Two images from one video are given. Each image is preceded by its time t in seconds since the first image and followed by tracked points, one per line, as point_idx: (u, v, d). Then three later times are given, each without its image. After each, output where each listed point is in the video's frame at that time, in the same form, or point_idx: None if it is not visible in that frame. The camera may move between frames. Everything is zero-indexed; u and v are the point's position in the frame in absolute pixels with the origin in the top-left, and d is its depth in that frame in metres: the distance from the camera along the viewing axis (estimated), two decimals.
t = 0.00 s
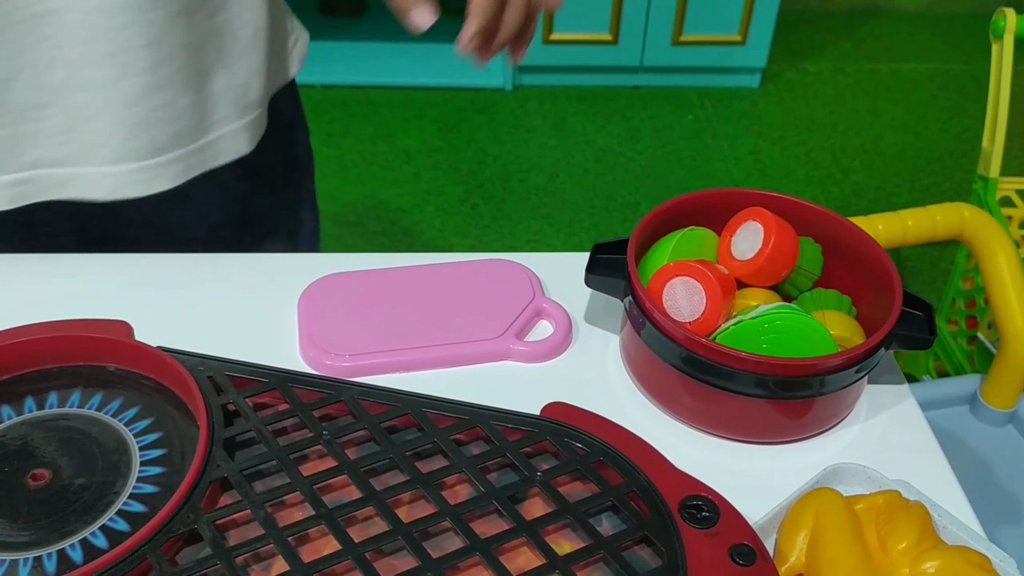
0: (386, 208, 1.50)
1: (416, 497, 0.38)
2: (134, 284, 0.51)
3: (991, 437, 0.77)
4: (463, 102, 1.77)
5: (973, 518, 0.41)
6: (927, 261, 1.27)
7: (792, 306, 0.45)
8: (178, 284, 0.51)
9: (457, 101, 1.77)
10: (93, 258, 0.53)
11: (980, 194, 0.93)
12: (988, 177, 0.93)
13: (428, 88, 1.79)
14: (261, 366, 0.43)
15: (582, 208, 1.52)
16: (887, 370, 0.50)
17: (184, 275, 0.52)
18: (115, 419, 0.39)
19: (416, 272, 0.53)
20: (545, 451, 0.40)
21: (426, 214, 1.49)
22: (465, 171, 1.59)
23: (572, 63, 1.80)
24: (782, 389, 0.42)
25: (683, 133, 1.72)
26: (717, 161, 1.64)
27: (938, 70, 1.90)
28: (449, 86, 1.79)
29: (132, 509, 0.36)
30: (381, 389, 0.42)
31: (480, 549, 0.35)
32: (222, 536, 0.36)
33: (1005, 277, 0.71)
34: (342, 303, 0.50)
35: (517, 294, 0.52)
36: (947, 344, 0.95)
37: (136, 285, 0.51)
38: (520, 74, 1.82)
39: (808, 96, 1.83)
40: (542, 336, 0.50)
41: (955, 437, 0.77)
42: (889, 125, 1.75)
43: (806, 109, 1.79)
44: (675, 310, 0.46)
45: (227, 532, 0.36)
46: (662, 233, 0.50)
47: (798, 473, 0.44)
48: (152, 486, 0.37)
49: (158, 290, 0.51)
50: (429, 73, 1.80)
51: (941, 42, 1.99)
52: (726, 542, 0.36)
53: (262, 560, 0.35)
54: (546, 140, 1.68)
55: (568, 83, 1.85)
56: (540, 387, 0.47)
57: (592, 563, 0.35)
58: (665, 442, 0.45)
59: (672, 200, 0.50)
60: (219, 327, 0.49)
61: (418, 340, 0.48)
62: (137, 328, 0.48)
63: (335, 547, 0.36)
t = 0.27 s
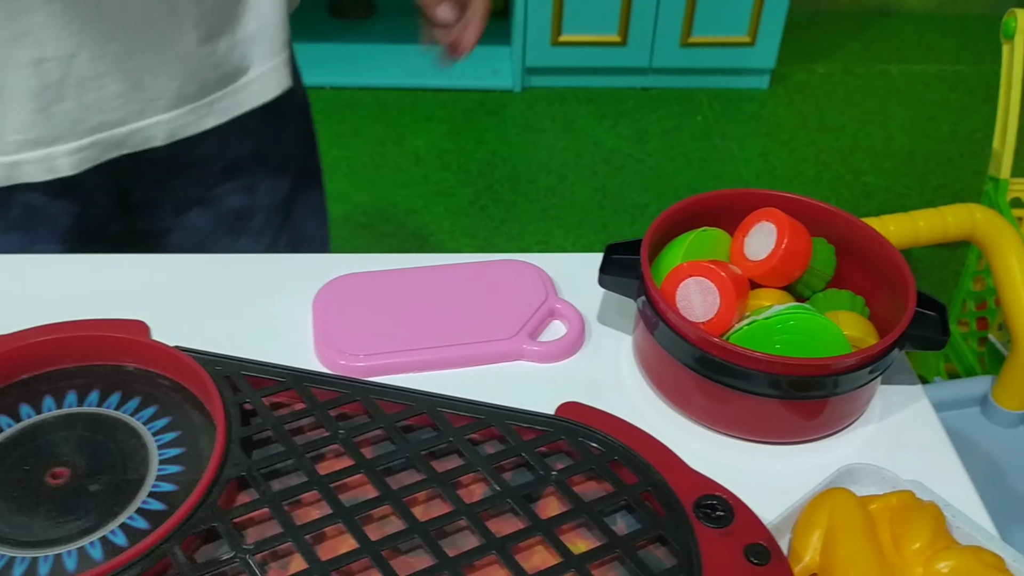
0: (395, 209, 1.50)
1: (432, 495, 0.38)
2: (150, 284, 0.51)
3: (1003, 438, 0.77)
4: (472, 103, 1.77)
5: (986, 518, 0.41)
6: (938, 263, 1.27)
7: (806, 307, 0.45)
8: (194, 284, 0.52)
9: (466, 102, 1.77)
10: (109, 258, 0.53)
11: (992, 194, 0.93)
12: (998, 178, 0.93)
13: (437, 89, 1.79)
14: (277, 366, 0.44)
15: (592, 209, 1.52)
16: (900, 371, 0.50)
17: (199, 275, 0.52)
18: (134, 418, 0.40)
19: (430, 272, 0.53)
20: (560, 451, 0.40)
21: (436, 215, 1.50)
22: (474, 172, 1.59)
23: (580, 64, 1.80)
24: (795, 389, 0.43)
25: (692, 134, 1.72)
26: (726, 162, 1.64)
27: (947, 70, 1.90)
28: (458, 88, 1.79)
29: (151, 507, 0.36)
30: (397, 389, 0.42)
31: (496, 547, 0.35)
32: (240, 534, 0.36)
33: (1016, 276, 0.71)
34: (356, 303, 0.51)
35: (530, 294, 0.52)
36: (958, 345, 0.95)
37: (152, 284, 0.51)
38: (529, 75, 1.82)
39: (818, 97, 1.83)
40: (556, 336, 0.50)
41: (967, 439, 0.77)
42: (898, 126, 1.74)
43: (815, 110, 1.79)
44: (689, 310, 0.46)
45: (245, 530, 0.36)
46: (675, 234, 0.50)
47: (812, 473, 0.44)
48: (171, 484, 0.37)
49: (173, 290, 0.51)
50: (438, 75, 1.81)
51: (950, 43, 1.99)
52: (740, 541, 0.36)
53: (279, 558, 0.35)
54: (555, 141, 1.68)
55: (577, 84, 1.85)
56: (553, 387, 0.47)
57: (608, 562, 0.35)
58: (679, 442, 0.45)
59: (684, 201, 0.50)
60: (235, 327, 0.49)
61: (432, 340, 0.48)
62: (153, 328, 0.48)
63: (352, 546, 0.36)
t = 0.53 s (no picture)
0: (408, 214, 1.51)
1: (449, 504, 0.38)
2: (168, 292, 0.52)
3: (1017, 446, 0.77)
4: (484, 109, 1.78)
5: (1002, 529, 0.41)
6: (951, 269, 1.27)
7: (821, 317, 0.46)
8: (212, 292, 0.52)
9: (478, 107, 1.78)
10: (128, 267, 0.54)
11: (1005, 201, 0.93)
12: (1012, 185, 0.93)
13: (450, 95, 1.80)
14: (295, 375, 0.44)
15: (604, 214, 1.52)
16: (914, 381, 0.50)
17: (217, 284, 0.53)
18: (154, 426, 0.40)
19: (446, 281, 0.53)
20: (575, 460, 0.40)
21: (448, 220, 1.50)
22: (486, 178, 1.60)
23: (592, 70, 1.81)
24: (809, 400, 0.43)
25: (704, 140, 1.72)
26: (738, 168, 1.64)
27: (961, 76, 1.89)
28: (470, 93, 1.80)
29: (172, 515, 0.37)
30: (413, 398, 0.43)
31: (513, 556, 0.36)
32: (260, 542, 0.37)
33: None
34: (372, 312, 0.51)
35: (545, 304, 0.52)
36: (971, 352, 0.95)
37: (171, 293, 0.52)
38: (541, 81, 1.83)
39: (831, 102, 1.82)
40: (570, 346, 0.50)
41: (981, 446, 0.77)
42: (911, 132, 1.74)
43: (828, 116, 1.78)
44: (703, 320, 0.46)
45: (264, 538, 0.37)
46: (689, 244, 0.50)
47: (826, 483, 0.44)
48: (192, 492, 0.38)
49: (192, 298, 0.52)
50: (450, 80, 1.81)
51: (964, 49, 1.98)
52: (756, 552, 0.37)
53: (299, 565, 0.36)
54: (567, 147, 1.69)
55: (589, 90, 1.85)
56: (568, 396, 0.47)
57: (623, 572, 0.36)
58: (693, 452, 0.45)
59: (699, 211, 0.50)
60: (252, 335, 0.49)
61: (449, 348, 0.48)
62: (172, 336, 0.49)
63: (370, 554, 0.36)
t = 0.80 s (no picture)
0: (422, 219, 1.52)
1: (468, 507, 0.38)
2: (189, 294, 0.52)
3: None
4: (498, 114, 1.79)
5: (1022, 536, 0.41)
6: (967, 276, 1.27)
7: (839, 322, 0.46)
8: (232, 295, 0.53)
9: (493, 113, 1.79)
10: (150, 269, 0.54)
11: None
12: None
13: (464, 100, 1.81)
14: (315, 377, 0.44)
15: (618, 219, 1.53)
16: (933, 387, 0.50)
17: (237, 287, 0.53)
18: (176, 427, 0.41)
19: (464, 285, 0.54)
20: (593, 464, 0.41)
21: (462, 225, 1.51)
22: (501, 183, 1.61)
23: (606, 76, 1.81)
24: (827, 405, 0.43)
25: (719, 146, 1.72)
26: (753, 173, 1.64)
27: (977, 82, 1.89)
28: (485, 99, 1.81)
29: (194, 515, 0.37)
30: (432, 400, 0.43)
31: (532, 558, 0.36)
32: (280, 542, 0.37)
33: None
34: (391, 316, 0.51)
35: (562, 308, 0.52)
36: (989, 360, 0.94)
37: (192, 295, 0.52)
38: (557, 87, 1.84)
39: (846, 108, 1.82)
40: (588, 350, 0.50)
41: (999, 454, 0.76)
42: (928, 138, 1.73)
43: (843, 122, 1.78)
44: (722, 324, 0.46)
45: (285, 538, 0.37)
46: (707, 249, 0.51)
47: (845, 489, 0.44)
48: (213, 493, 0.38)
49: (213, 301, 0.52)
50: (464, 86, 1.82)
51: (980, 55, 1.98)
52: (775, 556, 0.37)
53: (320, 566, 0.36)
54: (582, 152, 1.69)
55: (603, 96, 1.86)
56: (586, 400, 0.47)
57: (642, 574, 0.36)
58: (711, 457, 0.45)
59: (716, 216, 0.50)
60: (272, 338, 0.50)
61: (466, 352, 0.49)
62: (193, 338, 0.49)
63: (390, 554, 0.37)
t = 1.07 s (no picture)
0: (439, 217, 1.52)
1: (490, 492, 0.39)
2: (213, 283, 0.53)
3: None
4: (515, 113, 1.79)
5: None
6: (985, 276, 1.26)
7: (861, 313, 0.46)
8: (255, 284, 0.53)
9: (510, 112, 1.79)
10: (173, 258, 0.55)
11: None
12: None
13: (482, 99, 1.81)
14: (338, 364, 0.45)
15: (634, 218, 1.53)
16: (955, 379, 0.50)
17: (260, 276, 0.54)
18: (200, 412, 0.41)
19: (485, 276, 0.54)
20: (614, 451, 0.41)
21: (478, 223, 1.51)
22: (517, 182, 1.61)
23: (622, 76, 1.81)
24: (849, 395, 0.43)
25: (736, 145, 1.72)
26: (769, 173, 1.64)
27: (997, 83, 1.88)
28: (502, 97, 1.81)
29: (218, 498, 0.37)
30: (455, 388, 0.43)
31: (554, 543, 0.36)
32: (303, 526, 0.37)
33: None
34: (412, 306, 0.52)
35: (583, 299, 0.52)
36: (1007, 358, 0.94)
37: (216, 283, 0.53)
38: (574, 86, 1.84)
39: (863, 108, 1.81)
40: (608, 340, 0.50)
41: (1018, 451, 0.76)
42: (946, 138, 1.73)
43: (861, 122, 1.77)
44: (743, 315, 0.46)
45: (308, 522, 0.37)
46: (728, 240, 0.51)
47: (867, 479, 0.44)
48: (237, 476, 0.38)
49: (236, 290, 0.53)
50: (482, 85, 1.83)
51: (1000, 56, 1.97)
52: (797, 543, 0.37)
53: (343, 549, 0.36)
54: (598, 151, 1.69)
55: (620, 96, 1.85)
56: (606, 390, 0.47)
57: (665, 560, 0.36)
58: (732, 447, 0.45)
59: (738, 208, 0.50)
60: (295, 326, 0.50)
61: (488, 341, 0.49)
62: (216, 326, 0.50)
63: (412, 539, 0.37)
